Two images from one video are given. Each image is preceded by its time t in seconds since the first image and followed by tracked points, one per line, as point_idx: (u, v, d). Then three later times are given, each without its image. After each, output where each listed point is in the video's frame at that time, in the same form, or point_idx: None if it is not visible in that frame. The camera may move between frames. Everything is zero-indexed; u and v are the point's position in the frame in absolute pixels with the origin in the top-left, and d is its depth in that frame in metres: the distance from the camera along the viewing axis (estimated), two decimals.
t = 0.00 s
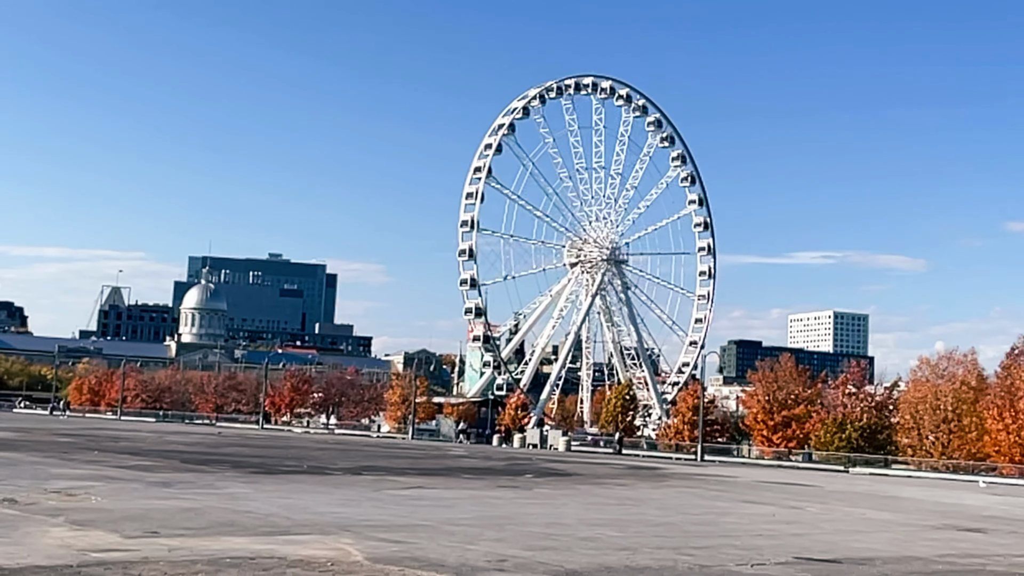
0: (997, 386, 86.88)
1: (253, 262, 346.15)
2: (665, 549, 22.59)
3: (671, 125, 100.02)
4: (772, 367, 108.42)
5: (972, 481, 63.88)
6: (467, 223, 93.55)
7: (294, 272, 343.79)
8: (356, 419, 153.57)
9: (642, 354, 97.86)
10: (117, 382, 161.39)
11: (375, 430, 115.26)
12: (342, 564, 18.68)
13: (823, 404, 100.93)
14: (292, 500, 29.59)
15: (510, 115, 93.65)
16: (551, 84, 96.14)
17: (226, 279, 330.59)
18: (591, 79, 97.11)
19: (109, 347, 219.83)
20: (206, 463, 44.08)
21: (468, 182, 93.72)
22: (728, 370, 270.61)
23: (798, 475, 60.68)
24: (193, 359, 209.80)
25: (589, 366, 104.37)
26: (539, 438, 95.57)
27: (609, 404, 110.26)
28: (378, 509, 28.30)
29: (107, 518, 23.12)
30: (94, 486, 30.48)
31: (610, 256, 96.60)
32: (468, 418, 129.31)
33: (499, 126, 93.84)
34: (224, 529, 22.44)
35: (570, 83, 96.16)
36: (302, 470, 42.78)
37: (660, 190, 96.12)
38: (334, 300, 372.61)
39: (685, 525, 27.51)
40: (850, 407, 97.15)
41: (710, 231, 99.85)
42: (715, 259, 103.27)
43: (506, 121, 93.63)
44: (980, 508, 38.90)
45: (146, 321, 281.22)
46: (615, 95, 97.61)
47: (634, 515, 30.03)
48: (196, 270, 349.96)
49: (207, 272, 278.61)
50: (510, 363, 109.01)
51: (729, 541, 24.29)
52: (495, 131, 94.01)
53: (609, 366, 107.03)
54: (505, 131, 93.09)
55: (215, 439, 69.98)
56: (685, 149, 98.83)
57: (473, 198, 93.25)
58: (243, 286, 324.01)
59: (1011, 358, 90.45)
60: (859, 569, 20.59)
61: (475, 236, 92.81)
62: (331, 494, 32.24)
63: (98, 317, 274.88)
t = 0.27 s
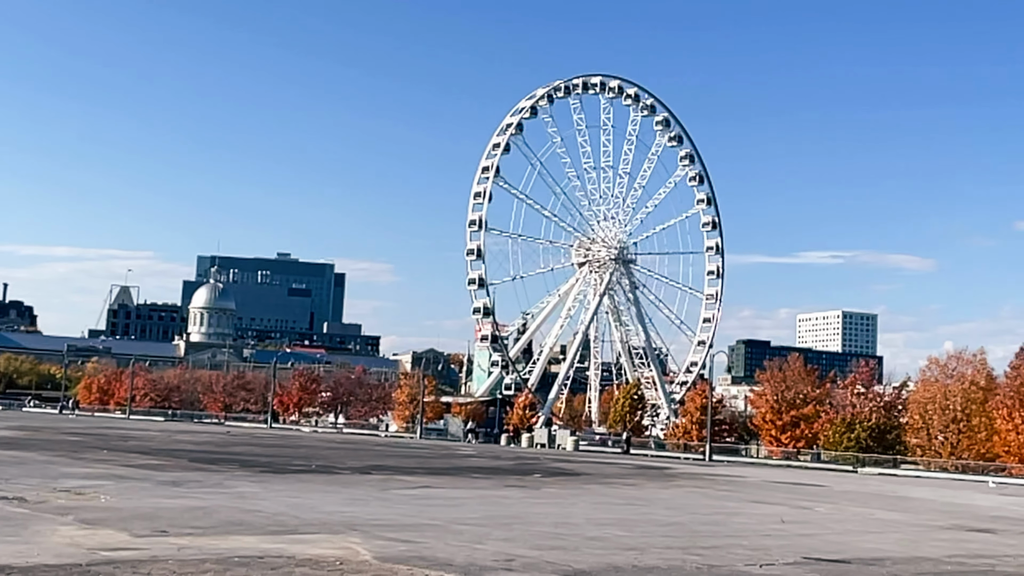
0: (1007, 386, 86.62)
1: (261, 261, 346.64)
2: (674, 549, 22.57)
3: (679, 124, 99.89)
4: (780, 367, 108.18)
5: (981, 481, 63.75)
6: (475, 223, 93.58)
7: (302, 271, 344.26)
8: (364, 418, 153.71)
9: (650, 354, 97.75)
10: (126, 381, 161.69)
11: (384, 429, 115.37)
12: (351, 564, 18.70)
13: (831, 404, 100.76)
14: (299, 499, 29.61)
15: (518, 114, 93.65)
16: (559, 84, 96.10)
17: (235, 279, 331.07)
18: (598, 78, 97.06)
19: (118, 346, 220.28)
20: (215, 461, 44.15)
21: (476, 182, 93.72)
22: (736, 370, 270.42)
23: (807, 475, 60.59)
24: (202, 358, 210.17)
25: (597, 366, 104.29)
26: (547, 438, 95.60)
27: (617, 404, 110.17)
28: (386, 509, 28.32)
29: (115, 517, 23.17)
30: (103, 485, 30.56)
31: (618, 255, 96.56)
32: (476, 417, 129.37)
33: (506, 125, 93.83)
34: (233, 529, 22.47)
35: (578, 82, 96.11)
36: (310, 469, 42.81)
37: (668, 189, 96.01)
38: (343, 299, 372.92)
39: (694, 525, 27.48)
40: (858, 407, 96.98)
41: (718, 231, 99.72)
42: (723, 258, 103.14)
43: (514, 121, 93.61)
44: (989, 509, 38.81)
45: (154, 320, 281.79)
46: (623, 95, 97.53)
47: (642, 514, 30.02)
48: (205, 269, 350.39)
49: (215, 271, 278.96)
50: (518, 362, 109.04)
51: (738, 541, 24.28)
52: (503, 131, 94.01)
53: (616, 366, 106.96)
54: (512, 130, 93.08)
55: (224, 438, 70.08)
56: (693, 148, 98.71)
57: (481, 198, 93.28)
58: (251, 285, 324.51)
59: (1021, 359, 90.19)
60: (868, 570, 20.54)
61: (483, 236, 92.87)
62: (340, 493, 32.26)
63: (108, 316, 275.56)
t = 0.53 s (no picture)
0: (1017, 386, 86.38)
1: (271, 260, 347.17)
2: (682, 548, 22.55)
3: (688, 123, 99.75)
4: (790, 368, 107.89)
5: (992, 481, 63.60)
6: (485, 222, 93.59)
7: (311, 271, 344.83)
8: (373, 417, 153.98)
9: (659, 354, 97.62)
10: (135, 381, 162.14)
11: (392, 429, 115.20)
12: (360, 563, 18.72)
13: (840, 403, 100.57)
14: (309, 498, 29.65)
15: (527, 114, 93.63)
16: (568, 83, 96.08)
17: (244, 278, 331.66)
18: (607, 77, 97.01)
19: (128, 346, 220.86)
20: (225, 460, 44.23)
21: (485, 182, 93.77)
22: (746, 370, 270.12)
23: (816, 475, 60.50)
24: (211, 358, 210.60)
25: (605, 365, 104.18)
26: (556, 437, 95.57)
27: (626, 404, 110.06)
28: (395, 508, 28.33)
29: (126, 516, 23.22)
30: (114, 484, 30.65)
31: (627, 255, 96.49)
32: (485, 417, 129.45)
33: (515, 125, 93.82)
34: (242, 528, 22.52)
35: (587, 82, 96.09)
36: (319, 469, 42.85)
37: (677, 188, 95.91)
38: (351, 299, 373.30)
39: (702, 525, 27.45)
40: (868, 407, 96.80)
41: (727, 230, 99.58)
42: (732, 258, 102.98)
43: (523, 120, 93.59)
44: (1000, 509, 38.70)
45: (164, 320, 282.37)
46: (632, 94, 97.44)
47: (651, 514, 30.00)
48: (214, 268, 350.95)
49: (224, 271, 279.44)
50: (527, 362, 109.00)
51: (747, 541, 24.22)
52: (512, 130, 94.03)
53: (625, 366, 106.84)
54: (521, 130, 93.07)
55: (233, 437, 70.20)
56: (702, 147, 98.59)
57: (490, 198, 93.29)
58: (261, 285, 325.01)
59: None
60: (878, 570, 20.49)
61: (492, 235, 92.90)
62: (349, 492, 32.30)
63: (117, 315, 276.24)
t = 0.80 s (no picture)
0: None
1: (281, 259, 347.71)
2: (692, 548, 22.54)
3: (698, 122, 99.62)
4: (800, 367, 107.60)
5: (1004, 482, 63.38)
6: (495, 221, 93.59)
7: (322, 269, 345.34)
8: (383, 416, 154.18)
9: (669, 353, 97.54)
10: (146, 378, 162.57)
11: (402, 428, 115.22)
12: (370, 561, 18.77)
13: (851, 403, 100.31)
14: (319, 496, 29.70)
15: (537, 113, 93.61)
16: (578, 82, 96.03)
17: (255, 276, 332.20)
18: (617, 76, 96.96)
19: (139, 344, 221.48)
20: (235, 459, 44.32)
21: (495, 181, 93.78)
22: (756, 369, 269.62)
23: (827, 475, 60.35)
24: (222, 356, 211.02)
25: (615, 365, 104.14)
26: (566, 437, 95.52)
27: (636, 403, 109.94)
28: (405, 506, 28.38)
29: (137, 514, 23.32)
30: (125, 482, 30.74)
31: (637, 254, 96.41)
32: (494, 415, 129.46)
33: (525, 124, 93.81)
34: (253, 525, 22.59)
35: (597, 81, 96.01)
36: (329, 467, 42.93)
37: (687, 187, 95.79)
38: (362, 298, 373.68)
39: (712, 524, 27.43)
40: (878, 407, 96.52)
41: (738, 229, 99.42)
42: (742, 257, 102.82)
43: (533, 119, 93.58)
44: (1012, 509, 38.58)
45: (175, 318, 282.95)
46: (642, 93, 97.33)
47: (661, 513, 29.98)
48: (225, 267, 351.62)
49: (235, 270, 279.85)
50: (537, 361, 108.96)
51: (757, 541, 24.20)
52: (522, 129, 94.01)
53: (635, 365, 106.74)
54: (531, 129, 93.04)
55: (243, 436, 70.25)
56: (712, 146, 98.42)
57: (500, 196, 93.30)
58: (271, 284, 325.53)
59: None
60: (888, 570, 20.44)
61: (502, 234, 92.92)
62: (359, 491, 32.36)
63: (128, 313, 276.90)
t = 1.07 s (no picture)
0: None
1: (291, 257, 348.29)
2: (703, 546, 22.51)
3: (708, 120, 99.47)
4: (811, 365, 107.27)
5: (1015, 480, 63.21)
6: (504, 220, 93.57)
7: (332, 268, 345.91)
8: (393, 414, 154.39)
9: (679, 351, 97.49)
10: (157, 376, 163.01)
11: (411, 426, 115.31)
12: (381, 559, 18.76)
13: (861, 401, 100.08)
14: (329, 494, 29.76)
15: (547, 112, 93.58)
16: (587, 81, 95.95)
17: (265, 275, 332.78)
18: (627, 75, 96.88)
19: (150, 342, 222.08)
20: (246, 456, 44.43)
21: (505, 179, 93.80)
22: (766, 367, 269.14)
23: (838, 473, 60.21)
24: (232, 354, 211.41)
25: (625, 363, 104.07)
26: (576, 435, 95.54)
27: (646, 401, 109.83)
28: (415, 504, 28.41)
29: (149, 511, 23.40)
30: (136, 479, 30.84)
31: (646, 252, 96.31)
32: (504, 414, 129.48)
33: (535, 123, 93.81)
34: (263, 523, 22.64)
35: (607, 79, 95.97)
36: (339, 465, 43.00)
37: (697, 185, 95.62)
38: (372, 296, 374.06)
39: (723, 523, 27.38)
40: (889, 406, 96.30)
41: (748, 227, 99.26)
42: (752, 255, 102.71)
43: (543, 118, 93.53)
44: None
45: (185, 316, 283.51)
46: (652, 91, 97.20)
47: (671, 512, 29.93)
48: (236, 265, 352.36)
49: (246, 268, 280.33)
50: (547, 359, 108.96)
51: (768, 540, 24.15)
52: (532, 128, 93.96)
53: (645, 363, 106.67)
54: (541, 128, 93.02)
55: (254, 434, 70.36)
56: (722, 144, 98.29)
57: (509, 195, 93.31)
58: (281, 282, 326.03)
59: None
60: (899, 569, 20.39)
61: (512, 233, 92.89)
62: (369, 488, 32.42)
63: (139, 312, 277.60)
